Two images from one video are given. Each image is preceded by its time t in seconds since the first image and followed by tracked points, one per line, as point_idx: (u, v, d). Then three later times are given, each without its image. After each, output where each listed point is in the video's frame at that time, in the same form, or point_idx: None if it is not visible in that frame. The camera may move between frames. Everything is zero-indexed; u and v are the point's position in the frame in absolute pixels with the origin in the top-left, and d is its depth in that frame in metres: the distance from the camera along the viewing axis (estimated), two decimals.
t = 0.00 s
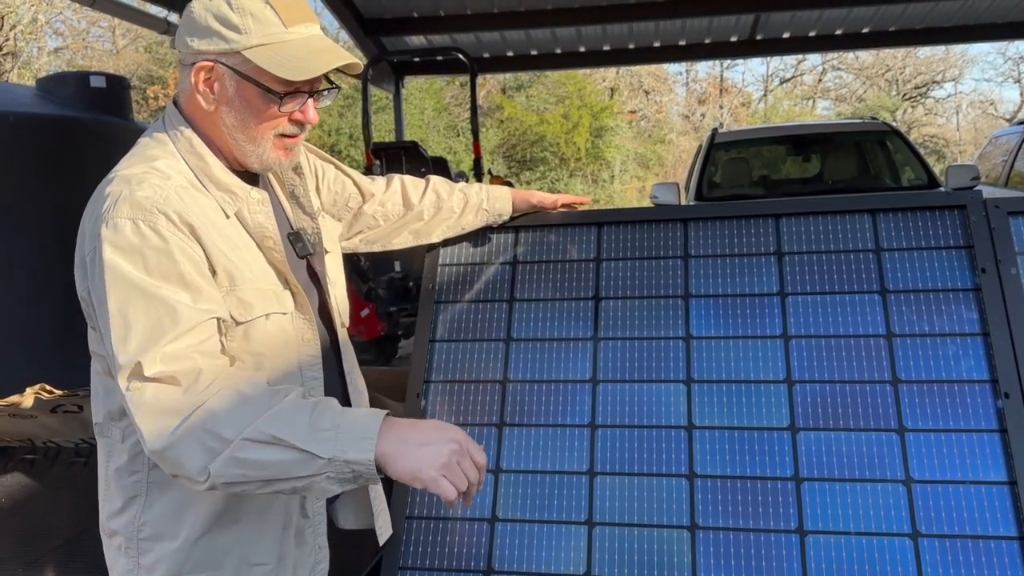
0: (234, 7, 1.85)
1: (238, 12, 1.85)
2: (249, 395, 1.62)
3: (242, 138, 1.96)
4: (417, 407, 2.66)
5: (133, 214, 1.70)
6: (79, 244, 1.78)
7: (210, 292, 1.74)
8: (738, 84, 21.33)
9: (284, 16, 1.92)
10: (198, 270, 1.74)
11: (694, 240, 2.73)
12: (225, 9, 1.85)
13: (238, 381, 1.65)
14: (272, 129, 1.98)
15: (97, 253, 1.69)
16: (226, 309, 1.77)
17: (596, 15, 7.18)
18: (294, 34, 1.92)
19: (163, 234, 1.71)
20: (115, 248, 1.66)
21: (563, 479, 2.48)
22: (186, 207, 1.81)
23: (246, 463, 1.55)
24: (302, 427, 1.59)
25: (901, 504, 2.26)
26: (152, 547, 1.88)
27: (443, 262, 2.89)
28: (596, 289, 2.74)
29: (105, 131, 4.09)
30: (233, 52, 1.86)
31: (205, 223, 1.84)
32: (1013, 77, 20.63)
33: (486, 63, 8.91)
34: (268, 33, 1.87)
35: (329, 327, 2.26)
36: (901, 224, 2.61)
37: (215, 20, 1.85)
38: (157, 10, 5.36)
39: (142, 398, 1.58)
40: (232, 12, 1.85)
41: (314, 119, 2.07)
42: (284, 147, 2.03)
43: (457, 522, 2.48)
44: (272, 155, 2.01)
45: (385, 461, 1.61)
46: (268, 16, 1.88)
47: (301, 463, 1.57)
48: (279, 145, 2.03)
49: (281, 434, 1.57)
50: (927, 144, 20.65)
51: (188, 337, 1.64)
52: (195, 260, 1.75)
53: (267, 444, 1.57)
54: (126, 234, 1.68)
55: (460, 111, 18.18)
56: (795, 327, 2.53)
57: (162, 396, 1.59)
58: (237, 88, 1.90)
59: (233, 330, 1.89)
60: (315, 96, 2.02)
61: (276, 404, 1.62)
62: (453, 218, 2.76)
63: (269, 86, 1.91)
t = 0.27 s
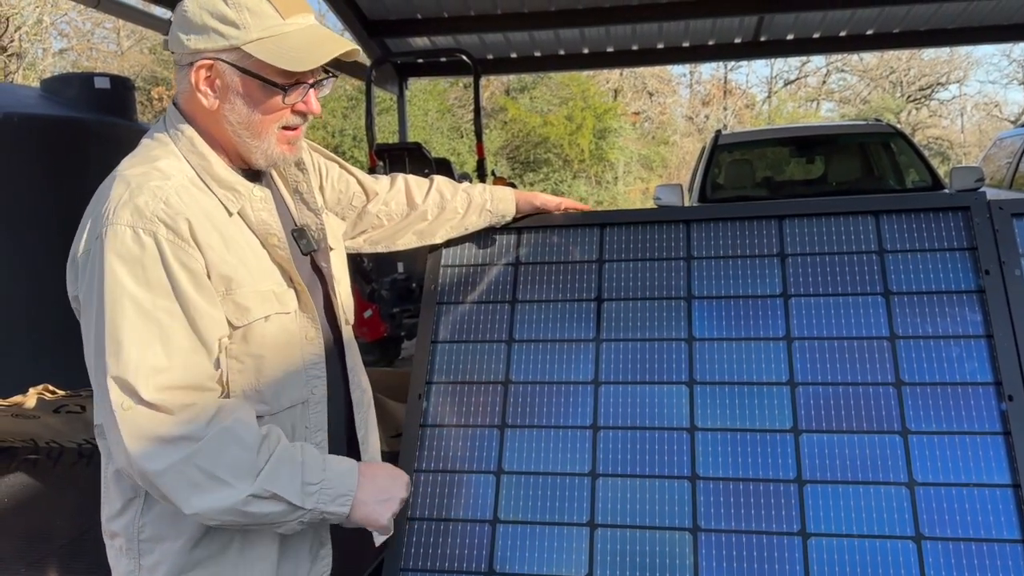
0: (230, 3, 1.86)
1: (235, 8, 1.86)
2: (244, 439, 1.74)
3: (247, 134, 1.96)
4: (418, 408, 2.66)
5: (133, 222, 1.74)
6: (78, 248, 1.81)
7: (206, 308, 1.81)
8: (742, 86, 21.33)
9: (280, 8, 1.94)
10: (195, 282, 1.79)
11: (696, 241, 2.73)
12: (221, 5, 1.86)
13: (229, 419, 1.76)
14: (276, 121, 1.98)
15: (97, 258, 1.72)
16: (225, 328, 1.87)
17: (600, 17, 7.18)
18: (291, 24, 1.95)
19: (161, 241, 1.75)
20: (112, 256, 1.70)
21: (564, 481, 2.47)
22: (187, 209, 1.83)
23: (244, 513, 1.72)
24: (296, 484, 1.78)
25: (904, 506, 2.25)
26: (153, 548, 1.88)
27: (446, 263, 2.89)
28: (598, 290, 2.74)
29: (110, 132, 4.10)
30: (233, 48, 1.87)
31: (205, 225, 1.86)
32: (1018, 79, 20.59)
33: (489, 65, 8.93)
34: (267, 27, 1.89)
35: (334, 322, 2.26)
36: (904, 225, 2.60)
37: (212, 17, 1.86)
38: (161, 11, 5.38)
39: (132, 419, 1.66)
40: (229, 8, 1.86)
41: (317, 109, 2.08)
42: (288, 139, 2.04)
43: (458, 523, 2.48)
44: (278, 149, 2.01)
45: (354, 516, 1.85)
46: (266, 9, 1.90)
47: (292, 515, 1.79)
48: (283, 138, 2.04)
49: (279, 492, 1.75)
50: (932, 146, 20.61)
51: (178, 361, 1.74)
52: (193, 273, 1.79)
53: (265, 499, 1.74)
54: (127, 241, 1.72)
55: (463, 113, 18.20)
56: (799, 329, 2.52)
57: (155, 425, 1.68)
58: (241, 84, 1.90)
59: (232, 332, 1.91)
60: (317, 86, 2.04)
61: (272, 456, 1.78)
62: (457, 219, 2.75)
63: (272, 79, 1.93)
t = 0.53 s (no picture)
0: (224, 3, 1.87)
1: (229, 8, 1.87)
2: (223, 391, 1.73)
3: (237, 135, 1.96)
4: (422, 410, 2.66)
5: (132, 224, 1.74)
6: (80, 252, 1.82)
7: (204, 309, 1.80)
8: (746, 88, 21.30)
9: (273, 9, 1.94)
10: (194, 283, 1.80)
11: (700, 244, 2.72)
12: (216, 6, 1.88)
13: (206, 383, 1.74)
14: (266, 123, 1.97)
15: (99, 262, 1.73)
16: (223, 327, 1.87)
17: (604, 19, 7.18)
18: (284, 26, 1.94)
19: (160, 242, 1.76)
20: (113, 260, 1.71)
21: (568, 484, 2.47)
22: (188, 211, 1.84)
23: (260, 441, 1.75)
24: (290, 389, 1.76)
25: (908, 511, 2.24)
26: (163, 548, 1.88)
27: (449, 265, 2.90)
28: (602, 292, 2.74)
29: (114, 133, 4.11)
30: (225, 47, 1.88)
31: (206, 226, 1.87)
32: None
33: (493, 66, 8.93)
34: (259, 27, 1.89)
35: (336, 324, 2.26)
36: (908, 229, 2.60)
37: (206, 18, 1.88)
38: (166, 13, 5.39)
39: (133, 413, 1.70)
40: (223, 9, 1.87)
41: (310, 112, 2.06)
42: (280, 142, 2.03)
43: (462, 526, 2.47)
44: (269, 150, 2.00)
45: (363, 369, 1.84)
46: (259, 10, 1.91)
47: (305, 412, 1.80)
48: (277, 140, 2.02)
49: (279, 409, 1.75)
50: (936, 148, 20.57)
51: (178, 353, 1.76)
52: (193, 274, 1.80)
53: (264, 423, 1.74)
54: (126, 243, 1.72)
55: (467, 115, 18.20)
56: (803, 332, 2.52)
57: (150, 414, 1.70)
58: (232, 85, 1.90)
59: (236, 332, 1.92)
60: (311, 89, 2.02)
61: (258, 381, 1.74)
62: (460, 221, 2.76)
63: (262, 80, 1.92)
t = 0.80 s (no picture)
0: None
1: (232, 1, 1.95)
2: (209, 419, 1.66)
3: (224, 127, 1.99)
4: (425, 413, 2.66)
5: (139, 221, 1.75)
6: (86, 249, 1.83)
7: (204, 308, 1.79)
8: (751, 91, 21.27)
9: (271, 5, 1.97)
10: (197, 280, 1.80)
11: (706, 246, 2.72)
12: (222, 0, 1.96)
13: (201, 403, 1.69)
14: (252, 118, 1.98)
15: (106, 258, 1.74)
16: (224, 329, 1.84)
17: (609, 21, 7.18)
18: (278, 21, 1.96)
19: (166, 240, 1.77)
20: (120, 255, 1.71)
21: (572, 486, 2.47)
22: (195, 212, 1.85)
23: (229, 484, 1.66)
24: (268, 439, 1.64)
25: (914, 515, 2.23)
26: (165, 548, 1.88)
27: (454, 268, 2.90)
28: (607, 295, 2.74)
29: (120, 135, 4.13)
30: (223, 38, 1.94)
31: (212, 226, 1.88)
32: None
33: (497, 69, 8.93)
34: (255, 20, 1.93)
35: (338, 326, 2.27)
36: (914, 232, 2.59)
37: (213, 11, 1.96)
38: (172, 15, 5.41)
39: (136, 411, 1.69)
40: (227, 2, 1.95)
41: (298, 112, 2.05)
42: (266, 142, 2.02)
43: (465, 528, 2.48)
44: (253, 148, 2.01)
45: (344, 436, 1.67)
46: (257, 4, 1.95)
47: (280, 467, 1.68)
48: (264, 139, 2.02)
49: (247, 455, 1.64)
50: (942, 151, 20.51)
51: (179, 352, 1.73)
52: (196, 273, 1.80)
53: (239, 467, 1.64)
54: (132, 240, 1.73)
55: (472, 117, 18.22)
56: (808, 335, 2.51)
57: (144, 422, 1.68)
58: (224, 75, 1.96)
59: (240, 331, 1.92)
60: (302, 90, 2.04)
61: (235, 418, 1.65)
62: (463, 224, 2.75)
63: (252, 73, 1.97)
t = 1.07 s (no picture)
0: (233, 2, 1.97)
1: (235, 5, 1.97)
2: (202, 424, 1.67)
3: (227, 130, 2.00)
4: (430, 415, 2.66)
5: (139, 224, 1.76)
6: (88, 252, 1.85)
7: (203, 312, 1.79)
8: (756, 93, 21.25)
9: (274, 10, 1.98)
10: (197, 284, 1.81)
11: (711, 249, 2.73)
12: (225, 5, 1.98)
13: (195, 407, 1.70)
14: (254, 120, 1.99)
15: (106, 261, 1.75)
16: (224, 332, 1.85)
17: (613, 24, 7.18)
18: (278, 25, 1.96)
19: (166, 243, 1.78)
20: (119, 258, 1.73)
21: (576, 490, 2.47)
22: (197, 214, 1.86)
23: (219, 488, 1.67)
24: (259, 444, 1.65)
25: (919, 519, 2.23)
26: (165, 548, 1.90)
27: (459, 270, 2.90)
28: (612, 298, 2.74)
29: (125, 137, 4.15)
30: (226, 42, 1.96)
31: (213, 229, 1.88)
32: None
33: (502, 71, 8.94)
34: (256, 24, 1.95)
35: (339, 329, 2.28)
36: (919, 236, 2.59)
37: (216, 15, 1.98)
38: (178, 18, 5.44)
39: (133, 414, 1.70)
40: (230, 6, 1.97)
41: (300, 115, 2.06)
42: (269, 143, 2.03)
43: (468, 531, 2.48)
44: (256, 150, 2.02)
45: (332, 444, 1.68)
46: (259, 9, 1.97)
47: (270, 472, 1.68)
48: (266, 141, 2.03)
49: (236, 460, 1.64)
50: (947, 154, 20.46)
51: (177, 356, 1.74)
52: (196, 275, 1.81)
53: (230, 472, 1.65)
54: (132, 243, 1.74)
55: (476, 119, 18.23)
56: (813, 339, 2.51)
57: (141, 424, 1.69)
58: (226, 79, 1.97)
59: (240, 334, 1.93)
60: (304, 93, 2.05)
61: (226, 424, 1.66)
62: (468, 227, 2.76)
63: (253, 76, 1.97)
